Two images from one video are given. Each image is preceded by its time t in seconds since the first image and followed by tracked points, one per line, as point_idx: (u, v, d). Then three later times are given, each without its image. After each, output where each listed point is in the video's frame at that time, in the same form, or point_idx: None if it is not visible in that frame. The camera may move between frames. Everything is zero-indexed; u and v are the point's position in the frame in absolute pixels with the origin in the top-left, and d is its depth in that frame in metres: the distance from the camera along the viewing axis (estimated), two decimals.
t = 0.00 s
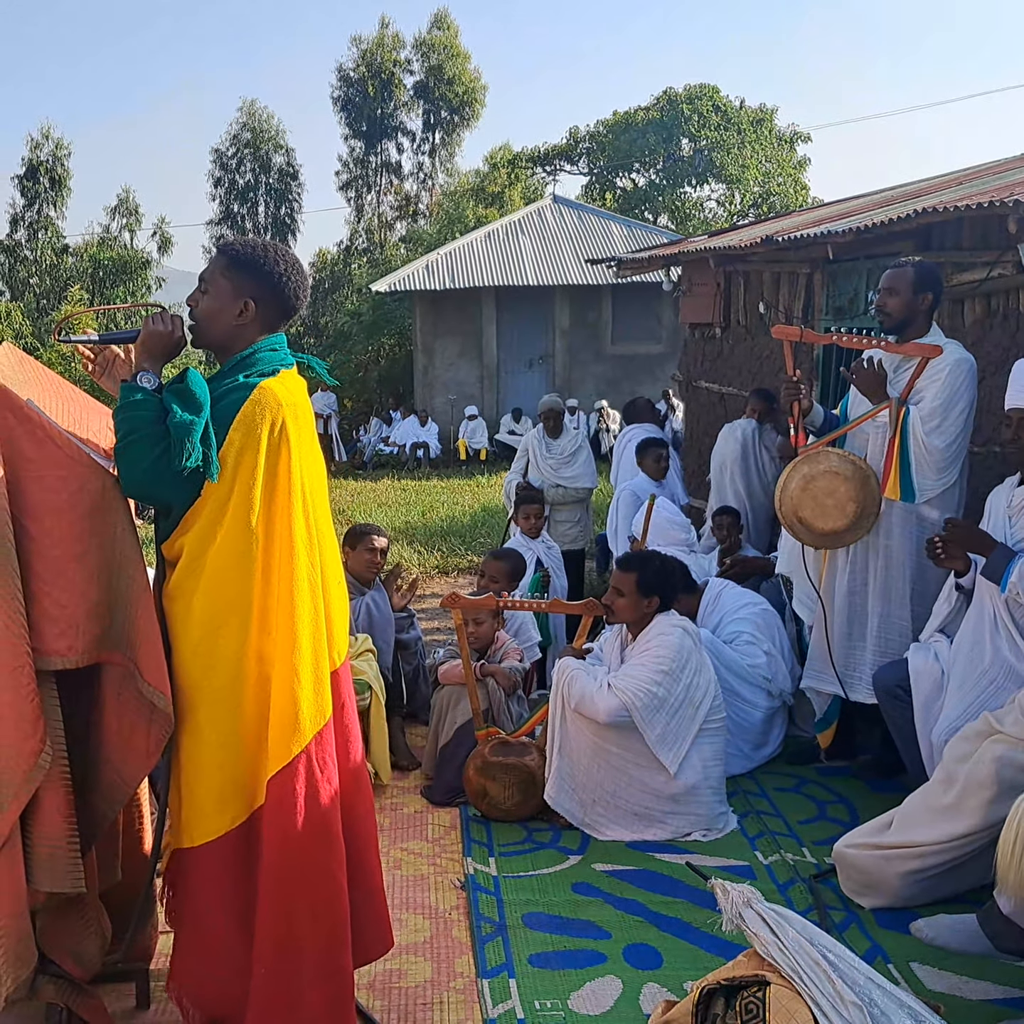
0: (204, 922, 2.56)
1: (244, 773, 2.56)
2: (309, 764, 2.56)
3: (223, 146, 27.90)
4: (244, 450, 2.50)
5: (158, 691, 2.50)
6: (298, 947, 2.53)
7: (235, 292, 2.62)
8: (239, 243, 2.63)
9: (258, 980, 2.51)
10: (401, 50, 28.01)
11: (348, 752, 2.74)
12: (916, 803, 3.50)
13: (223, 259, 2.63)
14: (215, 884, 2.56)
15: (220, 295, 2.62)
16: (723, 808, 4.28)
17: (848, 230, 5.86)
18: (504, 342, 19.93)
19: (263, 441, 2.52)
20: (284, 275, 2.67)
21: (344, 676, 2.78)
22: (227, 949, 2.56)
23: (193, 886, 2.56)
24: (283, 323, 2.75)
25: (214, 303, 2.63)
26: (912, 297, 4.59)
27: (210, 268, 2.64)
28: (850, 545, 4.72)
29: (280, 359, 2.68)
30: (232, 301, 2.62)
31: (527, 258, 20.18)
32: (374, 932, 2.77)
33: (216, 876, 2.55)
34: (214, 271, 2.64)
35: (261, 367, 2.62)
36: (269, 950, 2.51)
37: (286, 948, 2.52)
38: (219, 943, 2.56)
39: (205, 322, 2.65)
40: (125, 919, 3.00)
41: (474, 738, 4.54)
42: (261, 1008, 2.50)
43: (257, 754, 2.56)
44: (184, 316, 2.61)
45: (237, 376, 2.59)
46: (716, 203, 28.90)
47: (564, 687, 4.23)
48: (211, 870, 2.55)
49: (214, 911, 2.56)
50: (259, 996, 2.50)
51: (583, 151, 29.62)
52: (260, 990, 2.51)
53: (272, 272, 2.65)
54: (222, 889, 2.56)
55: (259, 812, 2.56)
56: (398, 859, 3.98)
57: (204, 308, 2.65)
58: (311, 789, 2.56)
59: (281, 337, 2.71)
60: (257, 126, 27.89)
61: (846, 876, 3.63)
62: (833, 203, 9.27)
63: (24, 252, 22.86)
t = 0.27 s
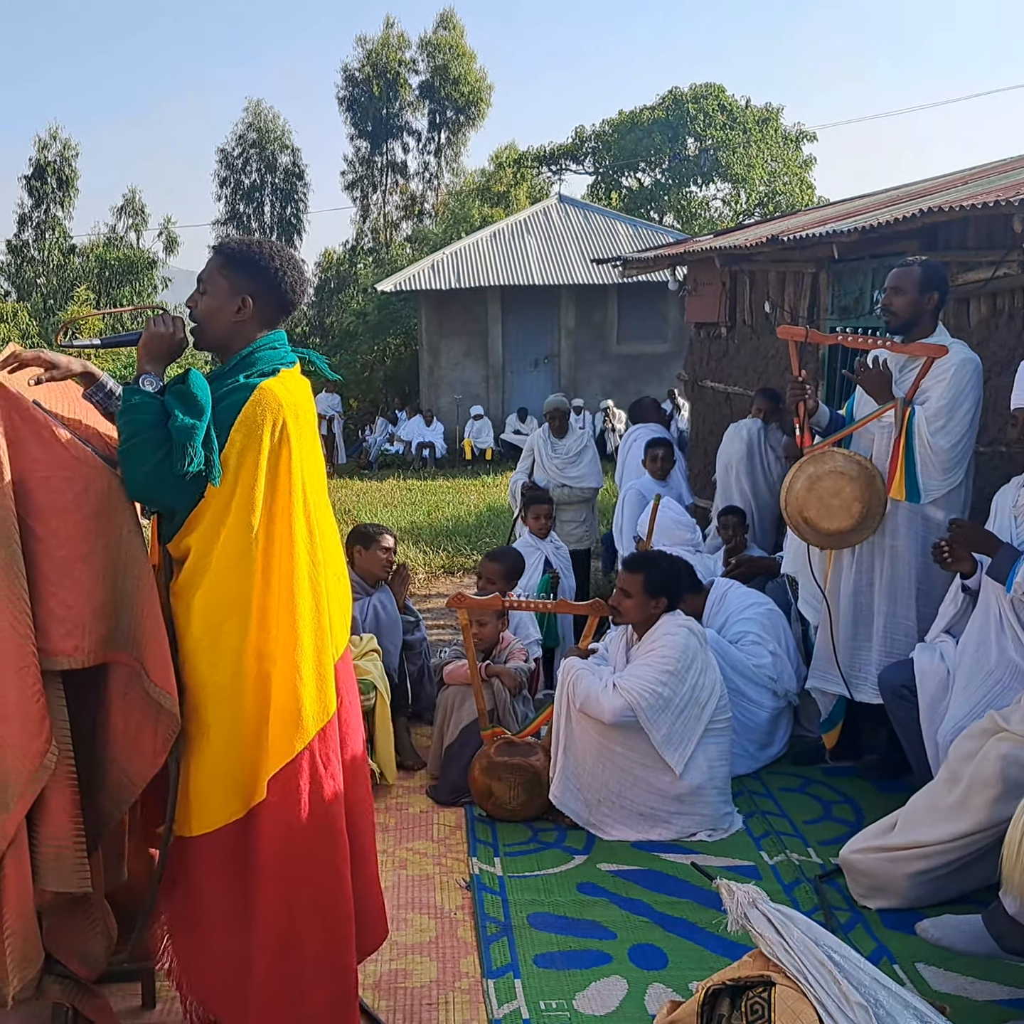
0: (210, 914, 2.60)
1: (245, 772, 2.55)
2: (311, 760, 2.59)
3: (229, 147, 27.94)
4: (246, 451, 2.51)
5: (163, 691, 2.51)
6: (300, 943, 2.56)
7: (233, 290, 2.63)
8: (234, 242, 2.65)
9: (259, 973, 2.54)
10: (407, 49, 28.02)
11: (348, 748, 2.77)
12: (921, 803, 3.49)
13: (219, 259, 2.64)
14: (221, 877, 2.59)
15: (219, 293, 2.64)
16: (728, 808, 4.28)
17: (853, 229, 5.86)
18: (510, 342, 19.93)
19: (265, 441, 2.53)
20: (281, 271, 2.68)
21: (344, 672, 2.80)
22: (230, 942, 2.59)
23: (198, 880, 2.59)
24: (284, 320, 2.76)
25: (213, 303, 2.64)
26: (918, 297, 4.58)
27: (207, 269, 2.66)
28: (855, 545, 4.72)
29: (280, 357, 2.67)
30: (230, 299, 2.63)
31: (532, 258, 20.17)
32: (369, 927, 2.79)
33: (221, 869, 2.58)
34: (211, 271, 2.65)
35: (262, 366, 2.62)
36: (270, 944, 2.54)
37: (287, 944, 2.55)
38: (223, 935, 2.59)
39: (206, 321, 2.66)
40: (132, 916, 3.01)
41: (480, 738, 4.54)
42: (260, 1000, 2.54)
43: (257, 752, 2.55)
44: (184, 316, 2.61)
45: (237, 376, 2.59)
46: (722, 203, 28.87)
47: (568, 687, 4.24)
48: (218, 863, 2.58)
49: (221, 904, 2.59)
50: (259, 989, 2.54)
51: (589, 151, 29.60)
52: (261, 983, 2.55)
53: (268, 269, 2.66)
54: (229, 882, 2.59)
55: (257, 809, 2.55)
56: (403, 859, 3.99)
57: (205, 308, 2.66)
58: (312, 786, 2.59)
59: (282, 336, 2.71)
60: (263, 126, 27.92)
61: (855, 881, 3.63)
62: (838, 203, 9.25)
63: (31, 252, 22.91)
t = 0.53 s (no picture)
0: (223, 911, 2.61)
1: (266, 771, 2.57)
2: (327, 751, 2.63)
3: (241, 148, 28.04)
4: (267, 453, 2.53)
5: (176, 691, 2.52)
6: (312, 943, 2.59)
7: (238, 293, 2.64)
8: (235, 245, 2.66)
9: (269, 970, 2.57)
10: (418, 50, 28.07)
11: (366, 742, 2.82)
12: (932, 803, 3.50)
13: (220, 262, 2.65)
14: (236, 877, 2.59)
15: (224, 295, 2.64)
16: (739, 808, 4.27)
17: (865, 229, 5.85)
18: (521, 342, 19.94)
19: (287, 443, 2.55)
20: (283, 271, 2.69)
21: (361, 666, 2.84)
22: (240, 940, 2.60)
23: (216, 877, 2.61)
24: (288, 321, 2.77)
25: (218, 306, 2.65)
26: (931, 296, 4.56)
27: (210, 273, 2.67)
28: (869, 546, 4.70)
29: (290, 357, 2.70)
30: (235, 301, 2.64)
31: (544, 258, 20.18)
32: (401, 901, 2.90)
33: (237, 868, 2.59)
34: (213, 275, 2.66)
35: (274, 367, 2.64)
36: (283, 942, 2.57)
37: (299, 943, 2.58)
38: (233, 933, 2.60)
39: (213, 324, 2.67)
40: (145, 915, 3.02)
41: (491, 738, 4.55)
42: (269, 995, 2.58)
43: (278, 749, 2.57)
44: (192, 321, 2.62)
45: (251, 378, 2.61)
46: (734, 202, 28.82)
47: (580, 687, 4.24)
48: (236, 861, 2.59)
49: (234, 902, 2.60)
50: (268, 984, 2.57)
51: (601, 151, 29.58)
52: (270, 979, 2.57)
53: (271, 269, 2.67)
54: (246, 878, 2.60)
55: (277, 806, 2.57)
56: (415, 858, 4.00)
57: (210, 312, 2.67)
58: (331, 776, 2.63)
59: (288, 336, 2.72)
60: (275, 128, 28.01)
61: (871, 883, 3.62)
62: (851, 202, 9.23)
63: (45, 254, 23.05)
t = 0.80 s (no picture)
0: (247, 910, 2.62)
1: (288, 769, 2.58)
2: (348, 745, 2.66)
3: (255, 151, 28.16)
4: (288, 454, 2.56)
5: (192, 691, 2.53)
6: (334, 941, 2.61)
7: (248, 295, 2.65)
8: (241, 246, 2.67)
9: (291, 968, 2.59)
10: (431, 52, 28.12)
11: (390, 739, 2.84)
12: (950, 808, 3.47)
13: (228, 264, 2.67)
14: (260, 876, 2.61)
15: (233, 297, 2.65)
16: (753, 810, 4.27)
17: (879, 230, 5.83)
18: (534, 344, 19.95)
19: (306, 444, 2.59)
20: (292, 271, 2.70)
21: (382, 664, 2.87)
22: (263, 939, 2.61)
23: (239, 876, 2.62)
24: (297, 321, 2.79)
25: (229, 310, 2.66)
26: (946, 297, 4.55)
27: (218, 276, 2.68)
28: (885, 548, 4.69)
29: (303, 357, 2.72)
30: (246, 303, 2.65)
31: (557, 260, 20.19)
32: (429, 894, 2.93)
33: (260, 867, 2.61)
34: (221, 279, 2.67)
35: (289, 368, 2.66)
36: (306, 940, 2.59)
37: (322, 942, 2.60)
38: (255, 932, 2.62)
39: (225, 327, 2.68)
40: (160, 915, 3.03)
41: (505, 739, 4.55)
42: (292, 993, 2.59)
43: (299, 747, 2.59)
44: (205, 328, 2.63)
45: (267, 380, 2.62)
46: (748, 204, 28.76)
47: (593, 688, 4.24)
48: (260, 861, 2.61)
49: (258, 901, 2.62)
50: (290, 983, 2.59)
51: (614, 153, 29.57)
52: (293, 977, 2.59)
53: (280, 270, 2.68)
54: (268, 875, 2.62)
55: (300, 802, 2.59)
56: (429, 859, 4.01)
57: (220, 315, 2.68)
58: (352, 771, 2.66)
59: (298, 335, 2.73)
60: (288, 130, 28.11)
61: (886, 890, 3.59)
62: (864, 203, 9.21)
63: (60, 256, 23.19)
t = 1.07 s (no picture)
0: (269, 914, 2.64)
1: (309, 768, 2.61)
2: (370, 744, 2.69)
3: (267, 155, 28.28)
4: (310, 457, 2.59)
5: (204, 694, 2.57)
6: (358, 942, 2.62)
7: (261, 303, 2.67)
8: (250, 255, 2.68)
9: (316, 968, 2.60)
10: (442, 55, 28.19)
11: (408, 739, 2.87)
12: (965, 814, 3.44)
13: (238, 274, 2.68)
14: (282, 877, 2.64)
15: (246, 306, 2.67)
16: (765, 813, 4.27)
17: (891, 232, 5.83)
18: (546, 346, 19.97)
19: (328, 447, 2.62)
20: (303, 278, 2.72)
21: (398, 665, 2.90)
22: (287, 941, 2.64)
23: (260, 879, 2.64)
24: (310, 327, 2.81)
25: (243, 318, 2.68)
26: (958, 300, 4.55)
27: (228, 286, 2.70)
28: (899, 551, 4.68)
29: (320, 362, 2.74)
30: (259, 311, 2.68)
31: (568, 262, 20.20)
32: (438, 897, 2.93)
33: (283, 868, 2.63)
34: (233, 288, 2.69)
35: (306, 372, 2.68)
36: (330, 941, 2.60)
37: (346, 942, 2.61)
38: (279, 934, 2.64)
39: (240, 336, 2.70)
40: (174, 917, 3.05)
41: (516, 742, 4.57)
42: (317, 994, 2.61)
43: (321, 746, 2.62)
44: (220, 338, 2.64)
45: (285, 384, 2.64)
46: (760, 205, 28.72)
47: (604, 691, 4.25)
48: (282, 862, 2.63)
49: (280, 903, 2.64)
50: (315, 983, 2.61)
51: (626, 155, 29.46)
52: (318, 977, 2.61)
53: (291, 277, 2.70)
54: (291, 872, 2.64)
55: (322, 801, 2.61)
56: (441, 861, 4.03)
57: (234, 324, 2.70)
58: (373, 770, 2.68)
59: (311, 340, 2.76)
60: (300, 134, 28.21)
61: (894, 891, 3.61)
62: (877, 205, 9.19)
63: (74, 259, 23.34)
